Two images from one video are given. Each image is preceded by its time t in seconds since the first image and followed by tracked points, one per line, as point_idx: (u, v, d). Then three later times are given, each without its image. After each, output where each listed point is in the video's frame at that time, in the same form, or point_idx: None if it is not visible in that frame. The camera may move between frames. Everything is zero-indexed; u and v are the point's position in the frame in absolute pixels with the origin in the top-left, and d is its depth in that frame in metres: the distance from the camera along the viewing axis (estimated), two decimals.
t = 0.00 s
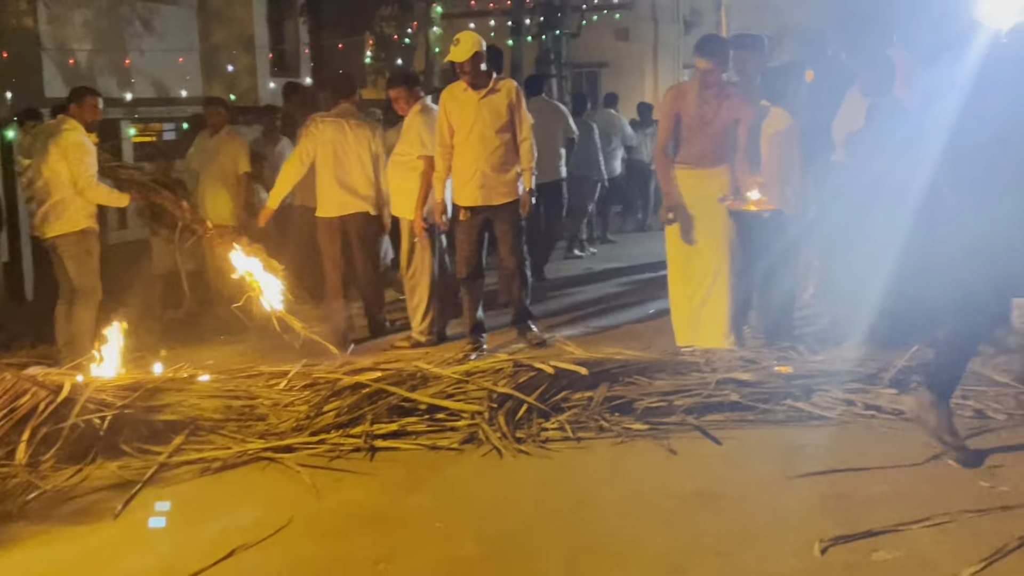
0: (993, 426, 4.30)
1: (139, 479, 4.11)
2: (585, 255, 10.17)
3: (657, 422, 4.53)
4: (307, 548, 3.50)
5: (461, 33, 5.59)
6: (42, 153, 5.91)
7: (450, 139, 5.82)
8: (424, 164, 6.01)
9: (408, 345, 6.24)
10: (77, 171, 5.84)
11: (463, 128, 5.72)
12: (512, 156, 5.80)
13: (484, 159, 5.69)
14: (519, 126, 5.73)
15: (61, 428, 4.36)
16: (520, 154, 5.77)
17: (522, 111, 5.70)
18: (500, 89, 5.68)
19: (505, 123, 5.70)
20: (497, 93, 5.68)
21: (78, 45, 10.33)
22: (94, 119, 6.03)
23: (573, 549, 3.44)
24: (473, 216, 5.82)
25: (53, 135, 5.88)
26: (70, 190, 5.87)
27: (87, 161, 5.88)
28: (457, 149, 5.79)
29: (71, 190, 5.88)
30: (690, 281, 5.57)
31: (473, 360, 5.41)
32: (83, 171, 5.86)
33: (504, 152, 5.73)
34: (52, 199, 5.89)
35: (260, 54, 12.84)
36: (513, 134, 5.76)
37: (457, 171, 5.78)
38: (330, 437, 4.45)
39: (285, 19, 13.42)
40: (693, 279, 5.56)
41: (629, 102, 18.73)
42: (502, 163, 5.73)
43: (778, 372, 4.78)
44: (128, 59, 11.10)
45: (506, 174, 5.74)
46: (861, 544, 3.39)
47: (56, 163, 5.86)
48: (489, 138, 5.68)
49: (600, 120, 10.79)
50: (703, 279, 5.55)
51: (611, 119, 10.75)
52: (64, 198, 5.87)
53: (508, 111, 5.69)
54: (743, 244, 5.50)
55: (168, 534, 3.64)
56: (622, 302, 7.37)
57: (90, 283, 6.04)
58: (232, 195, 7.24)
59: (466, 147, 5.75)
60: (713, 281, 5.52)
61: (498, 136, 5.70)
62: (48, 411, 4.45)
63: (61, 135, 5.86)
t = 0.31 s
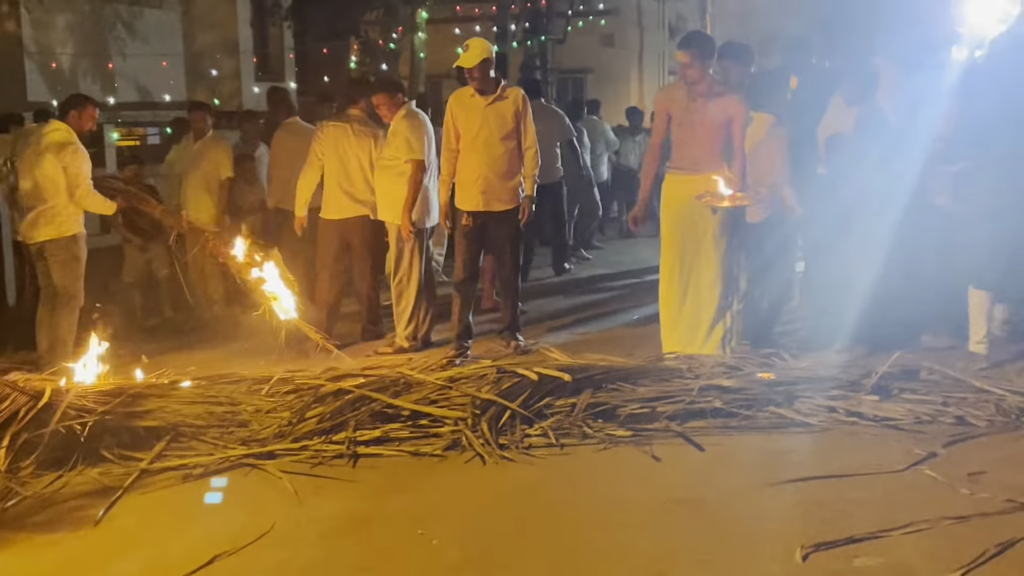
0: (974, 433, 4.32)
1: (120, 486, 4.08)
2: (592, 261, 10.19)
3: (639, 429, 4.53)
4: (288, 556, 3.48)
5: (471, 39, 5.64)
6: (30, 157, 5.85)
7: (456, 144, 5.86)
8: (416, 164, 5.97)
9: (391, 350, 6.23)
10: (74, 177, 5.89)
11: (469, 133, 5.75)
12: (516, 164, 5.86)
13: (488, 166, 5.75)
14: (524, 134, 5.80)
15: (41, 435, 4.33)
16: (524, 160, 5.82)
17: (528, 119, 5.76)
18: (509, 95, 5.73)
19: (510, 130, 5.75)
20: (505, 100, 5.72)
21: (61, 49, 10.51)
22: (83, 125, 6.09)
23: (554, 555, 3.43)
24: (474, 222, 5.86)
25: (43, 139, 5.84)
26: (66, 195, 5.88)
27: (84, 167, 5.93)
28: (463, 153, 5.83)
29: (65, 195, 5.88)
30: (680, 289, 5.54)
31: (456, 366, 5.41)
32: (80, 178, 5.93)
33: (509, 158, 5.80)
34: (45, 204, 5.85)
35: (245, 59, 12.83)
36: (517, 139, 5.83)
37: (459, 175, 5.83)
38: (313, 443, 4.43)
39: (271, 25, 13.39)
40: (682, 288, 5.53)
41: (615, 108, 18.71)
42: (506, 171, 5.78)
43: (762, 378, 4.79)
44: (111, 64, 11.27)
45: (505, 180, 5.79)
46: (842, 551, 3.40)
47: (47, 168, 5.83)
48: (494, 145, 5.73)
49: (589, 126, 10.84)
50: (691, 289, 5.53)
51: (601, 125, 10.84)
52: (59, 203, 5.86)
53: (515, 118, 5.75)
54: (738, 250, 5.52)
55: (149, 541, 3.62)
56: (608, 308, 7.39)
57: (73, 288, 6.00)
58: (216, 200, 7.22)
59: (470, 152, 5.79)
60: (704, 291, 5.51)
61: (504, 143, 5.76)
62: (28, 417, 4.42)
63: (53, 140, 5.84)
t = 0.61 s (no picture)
0: (966, 442, 4.34)
1: (112, 491, 4.06)
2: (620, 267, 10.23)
3: (631, 436, 4.54)
4: (284, 561, 3.48)
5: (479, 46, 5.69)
6: (36, 161, 5.84)
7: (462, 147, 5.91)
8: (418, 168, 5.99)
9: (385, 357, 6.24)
10: (81, 183, 5.90)
11: (474, 137, 5.83)
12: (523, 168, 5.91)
13: (492, 171, 5.80)
14: (531, 139, 5.84)
15: (33, 439, 4.32)
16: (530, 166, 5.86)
17: (533, 124, 5.80)
18: (517, 100, 5.77)
19: (513, 137, 5.80)
20: (510, 107, 5.76)
21: (54, 53, 10.58)
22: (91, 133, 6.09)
23: (548, 562, 3.43)
24: (479, 222, 5.94)
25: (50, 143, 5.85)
26: (72, 201, 5.89)
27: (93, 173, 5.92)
28: (468, 158, 5.90)
29: (70, 201, 5.88)
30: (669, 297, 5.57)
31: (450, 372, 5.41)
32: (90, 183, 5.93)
33: (513, 163, 5.83)
34: (48, 209, 5.83)
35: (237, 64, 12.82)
36: (522, 144, 5.86)
37: (466, 178, 5.90)
38: (307, 449, 4.42)
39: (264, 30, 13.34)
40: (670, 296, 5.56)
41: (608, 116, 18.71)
42: (509, 175, 5.83)
43: (754, 386, 4.80)
44: (106, 68, 11.28)
45: (505, 185, 5.82)
46: (837, 559, 3.40)
47: (54, 173, 5.83)
48: (497, 150, 5.78)
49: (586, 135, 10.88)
50: (680, 297, 5.55)
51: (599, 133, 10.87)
52: (65, 208, 5.86)
53: (519, 125, 5.79)
54: (728, 262, 5.52)
55: (142, 547, 3.61)
56: (601, 316, 7.40)
57: (66, 292, 5.98)
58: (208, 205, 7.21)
59: (476, 157, 5.84)
60: (692, 302, 5.53)
61: (507, 149, 5.80)
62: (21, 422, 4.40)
63: (60, 145, 5.83)
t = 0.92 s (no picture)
0: (967, 452, 4.36)
1: (116, 494, 4.08)
2: (621, 276, 10.23)
3: (632, 443, 4.56)
4: (286, 566, 3.48)
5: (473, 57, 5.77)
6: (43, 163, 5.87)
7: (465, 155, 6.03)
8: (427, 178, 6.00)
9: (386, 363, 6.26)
10: (85, 187, 5.96)
11: (477, 144, 5.92)
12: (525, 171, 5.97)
13: (496, 177, 5.88)
14: (530, 144, 5.87)
15: (37, 441, 4.33)
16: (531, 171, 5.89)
17: (532, 131, 5.83)
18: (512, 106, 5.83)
19: (514, 142, 5.86)
20: (508, 113, 5.83)
21: (59, 58, 10.69)
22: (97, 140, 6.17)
23: (545, 567, 3.45)
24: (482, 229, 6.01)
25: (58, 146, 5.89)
26: (79, 204, 5.94)
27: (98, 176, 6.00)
28: (473, 165, 5.98)
29: (76, 204, 5.93)
30: (662, 296, 5.60)
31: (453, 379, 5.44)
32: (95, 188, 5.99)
33: (514, 168, 5.89)
34: (54, 211, 5.86)
35: (240, 71, 12.87)
36: (523, 150, 5.91)
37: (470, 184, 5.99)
38: (309, 455, 4.43)
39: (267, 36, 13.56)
40: (663, 293, 5.60)
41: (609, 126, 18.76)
42: (512, 180, 5.89)
43: (756, 395, 4.83)
44: (109, 75, 11.32)
45: (508, 191, 5.88)
46: (838, 567, 3.42)
47: (60, 177, 5.88)
48: (497, 155, 5.86)
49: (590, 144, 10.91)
50: (672, 301, 5.58)
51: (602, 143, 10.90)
52: (70, 211, 5.90)
53: (518, 131, 5.85)
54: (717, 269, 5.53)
55: (146, 550, 3.61)
56: (603, 324, 7.42)
57: (69, 296, 6.00)
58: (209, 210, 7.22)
59: (481, 163, 5.93)
60: (679, 304, 5.56)
61: (506, 155, 5.86)
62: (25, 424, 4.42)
63: (66, 149, 5.86)
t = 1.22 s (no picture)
0: (972, 464, 4.35)
1: (121, 499, 4.08)
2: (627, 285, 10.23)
3: (636, 452, 4.55)
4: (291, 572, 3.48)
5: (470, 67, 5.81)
6: (51, 169, 5.88)
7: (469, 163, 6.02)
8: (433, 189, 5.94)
9: (392, 371, 6.27)
10: (93, 193, 5.96)
11: (479, 153, 5.94)
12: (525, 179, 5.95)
13: (497, 186, 5.89)
14: (529, 150, 5.88)
15: (42, 446, 4.34)
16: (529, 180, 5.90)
17: (531, 138, 5.86)
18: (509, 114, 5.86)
19: (514, 149, 5.86)
20: (506, 121, 5.85)
21: (67, 63, 10.67)
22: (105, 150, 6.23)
23: (547, 574, 3.46)
24: (485, 237, 6.03)
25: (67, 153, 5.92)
26: (85, 210, 5.95)
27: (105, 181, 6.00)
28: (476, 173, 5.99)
29: (81, 210, 5.93)
30: (662, 307, 5.66)
31: (457, 387, 5.44)
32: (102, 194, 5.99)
33: (516, 175, 5.90)
34: (60, 216, 5.85)
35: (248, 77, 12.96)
36: (525, 157, 5.92)
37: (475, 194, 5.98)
38: (313, 462, 4.43)
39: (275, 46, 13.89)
40: (659, 302, 5.67)
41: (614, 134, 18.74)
42: (514, 187, 5.90)
43: (761, 405, 4.82)
44: (117, 80, 11.35)
45: (512, 200, 5.90)
46: None
47: (68, 182, 5.89)
48: (498, 166, 5.87)
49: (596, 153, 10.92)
50: (667, 310, 5.65)
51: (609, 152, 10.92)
52: (76, 216, 5.89)
53: (518, 138, 5.86)
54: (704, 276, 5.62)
55: (152, 555, 3.62)
56: (607, 333, 7.43)
57: (75, 301, 6.00)
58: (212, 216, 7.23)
59: (484, 172, 5.94)
60: (671, 312, 5.63)
61: (507, 162, 5.87)
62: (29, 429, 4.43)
63: (76, 154, 5.89)
